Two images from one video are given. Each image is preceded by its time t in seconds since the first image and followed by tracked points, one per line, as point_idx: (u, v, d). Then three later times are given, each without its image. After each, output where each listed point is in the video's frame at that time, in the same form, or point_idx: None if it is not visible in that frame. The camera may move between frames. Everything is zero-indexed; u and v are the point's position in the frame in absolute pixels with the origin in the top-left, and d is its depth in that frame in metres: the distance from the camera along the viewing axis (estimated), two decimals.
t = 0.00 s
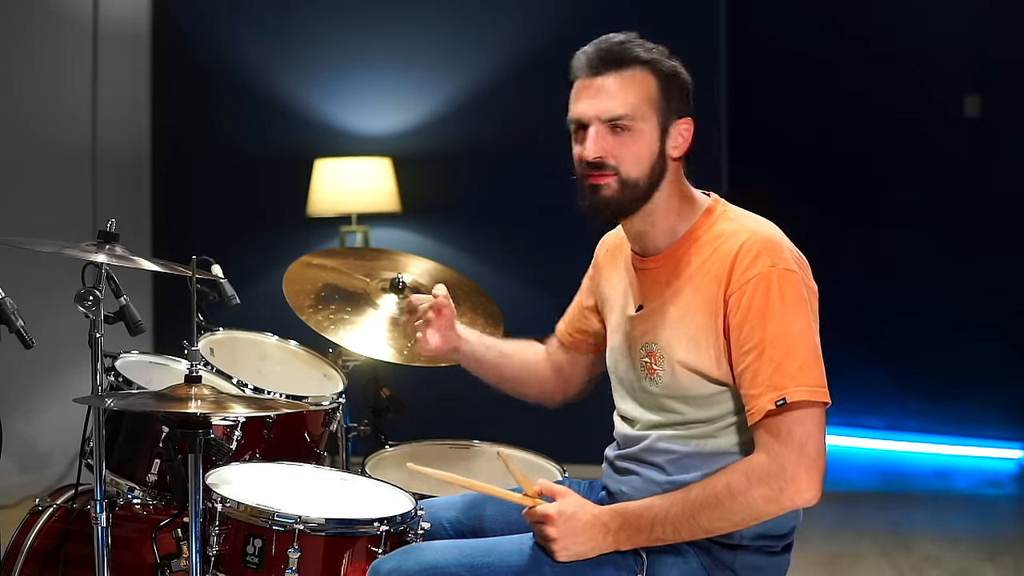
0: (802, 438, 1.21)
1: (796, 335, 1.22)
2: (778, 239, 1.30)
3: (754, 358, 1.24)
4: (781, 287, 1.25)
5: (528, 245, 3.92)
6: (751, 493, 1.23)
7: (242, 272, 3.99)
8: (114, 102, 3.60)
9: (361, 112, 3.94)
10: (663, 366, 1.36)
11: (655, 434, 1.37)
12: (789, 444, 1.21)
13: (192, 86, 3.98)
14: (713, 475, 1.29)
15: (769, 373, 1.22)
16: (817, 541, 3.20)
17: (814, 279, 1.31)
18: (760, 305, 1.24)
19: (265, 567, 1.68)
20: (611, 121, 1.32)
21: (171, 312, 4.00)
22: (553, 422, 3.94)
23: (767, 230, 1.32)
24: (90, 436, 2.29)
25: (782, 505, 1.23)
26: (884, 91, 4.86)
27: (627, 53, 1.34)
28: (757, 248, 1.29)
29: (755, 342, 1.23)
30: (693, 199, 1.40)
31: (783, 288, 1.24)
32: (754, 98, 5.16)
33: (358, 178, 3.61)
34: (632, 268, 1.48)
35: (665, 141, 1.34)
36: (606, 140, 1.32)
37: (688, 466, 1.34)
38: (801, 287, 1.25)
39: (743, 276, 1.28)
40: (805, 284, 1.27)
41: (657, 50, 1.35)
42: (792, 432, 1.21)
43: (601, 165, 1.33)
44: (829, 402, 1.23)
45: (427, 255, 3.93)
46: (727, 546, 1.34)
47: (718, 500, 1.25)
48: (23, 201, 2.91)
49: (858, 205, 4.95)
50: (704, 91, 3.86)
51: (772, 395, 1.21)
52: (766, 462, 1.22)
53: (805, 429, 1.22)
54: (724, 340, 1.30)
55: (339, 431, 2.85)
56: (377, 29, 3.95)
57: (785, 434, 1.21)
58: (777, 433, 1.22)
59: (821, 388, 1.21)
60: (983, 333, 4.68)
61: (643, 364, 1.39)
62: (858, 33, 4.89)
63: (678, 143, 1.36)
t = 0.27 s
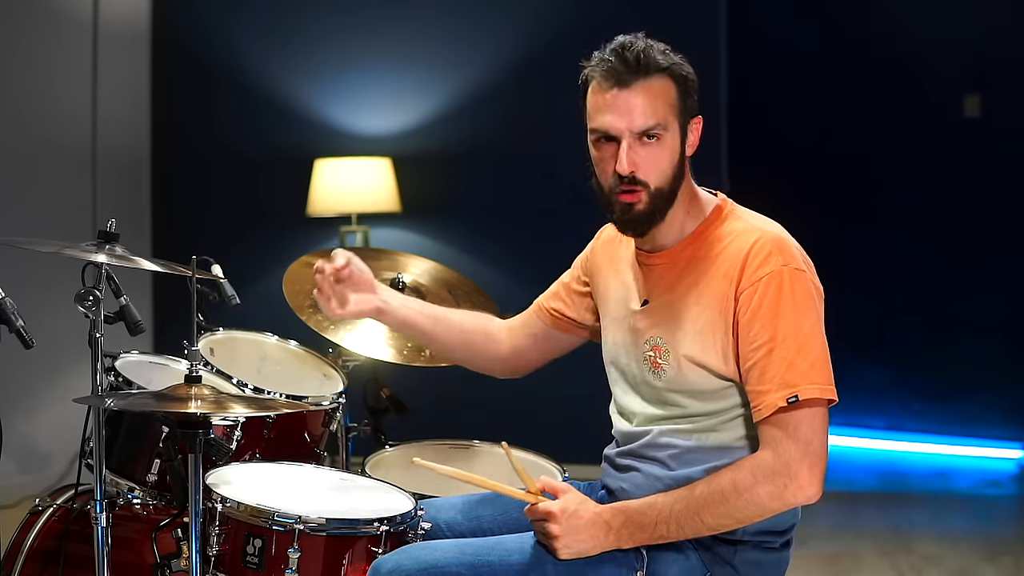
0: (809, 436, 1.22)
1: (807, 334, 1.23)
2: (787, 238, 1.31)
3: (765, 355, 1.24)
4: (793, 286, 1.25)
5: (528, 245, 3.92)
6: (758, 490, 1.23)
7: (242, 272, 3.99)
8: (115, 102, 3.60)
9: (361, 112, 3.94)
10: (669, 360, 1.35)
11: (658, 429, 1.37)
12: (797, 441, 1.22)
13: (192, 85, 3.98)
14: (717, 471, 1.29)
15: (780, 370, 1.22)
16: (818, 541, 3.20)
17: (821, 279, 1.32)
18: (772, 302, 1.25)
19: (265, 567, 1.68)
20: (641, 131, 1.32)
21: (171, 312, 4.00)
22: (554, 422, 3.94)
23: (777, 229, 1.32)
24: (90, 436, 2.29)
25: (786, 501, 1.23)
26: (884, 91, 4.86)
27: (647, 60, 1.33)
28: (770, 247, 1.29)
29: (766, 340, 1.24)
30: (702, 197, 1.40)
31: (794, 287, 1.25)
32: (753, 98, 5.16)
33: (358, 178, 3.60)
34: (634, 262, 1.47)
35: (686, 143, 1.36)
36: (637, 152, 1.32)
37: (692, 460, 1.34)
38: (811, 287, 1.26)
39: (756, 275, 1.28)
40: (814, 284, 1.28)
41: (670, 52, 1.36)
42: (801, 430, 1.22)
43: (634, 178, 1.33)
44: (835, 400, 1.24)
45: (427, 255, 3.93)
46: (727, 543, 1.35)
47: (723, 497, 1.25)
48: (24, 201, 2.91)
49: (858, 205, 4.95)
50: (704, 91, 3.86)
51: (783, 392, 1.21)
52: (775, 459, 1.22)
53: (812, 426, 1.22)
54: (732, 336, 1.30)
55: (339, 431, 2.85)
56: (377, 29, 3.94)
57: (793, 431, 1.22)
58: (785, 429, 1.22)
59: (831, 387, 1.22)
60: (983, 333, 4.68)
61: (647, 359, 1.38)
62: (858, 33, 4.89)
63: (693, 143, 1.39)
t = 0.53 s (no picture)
0: (809, 435, 1.22)
1: (806, 333, 1.23)
2: (787, 238, 1.31)
3: (764, 355, 1.24)
4: (793, 285, 1.25)
5: (528, 246, 3.92)
6: (757, 490, 1.23)
7: (242, 272, 3.99)
8: (114, 101, 3.60)
9: (361, 112, 3.94)
10: (670, 360, 1.36)
11: (659, 429, 1.37)
12: (796, 441, 1.22)
13: (192, 85, 3.98)
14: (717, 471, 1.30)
15: (780, 368, 1.22)
16: (817, 541, 3.20)
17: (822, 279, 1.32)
18: (771, 302, 1.25)
19: (265, 567, 1.68)
20: (623, 134, 1.32)
21: (171, 312, 4.00)
22: (554, 422, 3.94)
23: (777, 229, 1.32)
24: (90, 437, 2.29)
25: (786, 501, 1.23)
26: (884, 91, 4.86)
27: (632, 62, 1.33)
28: (769, 247, 1.29)
29: (765, 339, 1.24)
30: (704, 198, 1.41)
31: (793, 286, 1.25)
32: (753, 98, 5.16)
33: (358, 178, 3.61)
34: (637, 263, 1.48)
35: (676, 142, 1.35)
36: (624, 155, 1.32)
37: (693, 461, 1.34)
38: (811, 286, 1.26)
39: (755, 274, 1.28)
40: (814, 283, 1.28)
41: (659, 53, 1.35)
42: (800, 429, 1.22)
43: (620, 181, 1.33)
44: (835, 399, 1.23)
45: (427, 255, 3.93)
46: (728, 543, 1.35)
47: (723, 497, 1.25)
48: (24, 201, 2.91)
49: (858, 205, 4.95)
50: (704, 91, 3.86)
51: (782, 391, 1.22)
52: (774, 459, 1.22)
53: (812, 426, 1.22)
54: (732, 336, 1.30)
55: (339, 431, 2.85)
56: (377, 29, 3.94)
57: (792, 431, 1.22)
58: (784, 428, 1.23)
59: (831, 386, 1.22)
60: (983, 333, 4.68)
61: (648, 360, 1.39)
62: (858, 33, 4.89)
63: (686, 141, 1.37)
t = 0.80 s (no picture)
0: (804, 434, 1.22)
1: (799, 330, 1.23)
2: (785, 236, 1.30)
3: (757, 350, 1.24)
4: (788, 283, 1.25)
5: (528, 245, 3.92)
6: (753, 488, 1.23)
7: (242, 272, 3.99)
8: (115, 102, 3.60)
9: (361, 112, 3.94)
10: (661, 353, 1.35)
11: (652, 427, 1.36)
12: (790, 439, 1.22)
13: (192, 85, 3.98)
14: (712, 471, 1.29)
15: (773, 364, 1.22)
16: (817, 541, 3.20)
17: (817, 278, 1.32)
18: (765, 298, 1.25)
19: (265, 567, 1.68)
20: (584, 114, 1.37)
21: (171, 312, 4.00)
22: (554, 422, 3.94)
23: (774, 226, 1.32)
24: (90, 437, 2.29)
25: (782, 500, 1.23)
26: (884, 91, 4.86)
27: (605, 51, 1.38)
28: (765, 244, 1.29)
29: (759, 334, 1.23)
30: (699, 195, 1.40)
31: (788, 284, 1.25)
32: (753, 98, 5.16)
33: (358, 178, 3.61)
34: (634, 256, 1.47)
35: (641, 129, 1.35)
36: (582, 133, 1.37)
37: (684, 460, 1.34)
38: (806, 284, 1.26)
39: (750, 270, 1.27)
40: (811, 282, 1.28)
41: (641, 47, 1.37)
42: (795, 428, 1.22)
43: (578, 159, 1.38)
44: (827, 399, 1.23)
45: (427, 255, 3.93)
46: (726, 545, 1.34)
47: (719, 495, 1.25)
48: (24, 201, 2.91)
49: (858, 205, 4.95)
50: (704, 91, 3.86)
51: (774, 387, 1.21)
52: (769, 457, 1.22)
53: (807, 424, 1.22)
54: (726, 331, 1.30)
55: (339, 431, 2.85)
56: (377, 29, 3.95)
57: (787, 429, 1.22)
58: (778, 428, 1.22)
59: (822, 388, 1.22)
60: (983, 333, 4.68)
61: (641, 352, 1.38)
62: (858, 33, 4.89)
63: (661, 133, 1.36)
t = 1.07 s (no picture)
0: (808, 434, 1.22)
1: (808, 331, 1.23)
2: (794, 236, 1.30)
3: (764, 349, 1.24)
4: (796, 282, 1.25)
5: (528, 245, 3.92)
6: (755, 488, 1.23)
7: (242, 272, 3.99)
8: (114, 101, 3.60)
9: (361, 112, 3.94)
10: (668, 350, 1.36)
11: (656, 427, 1.36)
12: (795, 439, 1.22)
13: (192, 85, 3.98)
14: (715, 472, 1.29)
15: (780, 363, 1.22)
16: (817, 541, 3.20)
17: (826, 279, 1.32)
18: (772, 297, 1.25)
19: (265, 567, 1.68)
20: (595, 129, 1.37)
21: (171, 312, 4.00)
22: (554, 421, 3.94)
23: (782, 226, 1.32)
24: (90, 436, 2.29)
25: (784, 500, 1.23)
26: (884, 91, 4.86)
27: (599, 61, 1.37)
28: (774, 244, 1.28)
29: (768, 333, 1.23)
30: (709, 194, 1.41)
31: (796, 283, 1.25)
32: (753, 97, 5.16)
33: (359, 178, 3.61)
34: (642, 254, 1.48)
35: (654, 132, 1.35)
36: (594, 148, 1.37)
37: (688, 461, 1.34)
38: (814, 285, 1.26)
39: (759, 269, 1.27)
40: (819, 283, 1.27)
41: (633, 48, 1.37)
42: (799, 428, 1.22)
43: (596, 176, 1.38)
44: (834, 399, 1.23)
45: (427, 255, 3.93)
46: (728, 545, 1.34)
47: (721, 496, 1.25)
48: (23, 200, 2.91)
49: (858, 205, 4.95)
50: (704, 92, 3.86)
51: (780, 386, 1.21)
52: (773, 456, 1.22)
53: (811, 425, 1.22)
54: (734, 329, 1.30)
55: (339, 431, 2.85)
56: (377, 29, 3.94)
57: (792, 429, 1.22)
58: (784, 426, 1.22)
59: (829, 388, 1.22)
60: (983, 333, 4.68)
61: (647, 348, 1.39)
62: (858, 33, 4.89)
63: (673, 130, 1.37)
